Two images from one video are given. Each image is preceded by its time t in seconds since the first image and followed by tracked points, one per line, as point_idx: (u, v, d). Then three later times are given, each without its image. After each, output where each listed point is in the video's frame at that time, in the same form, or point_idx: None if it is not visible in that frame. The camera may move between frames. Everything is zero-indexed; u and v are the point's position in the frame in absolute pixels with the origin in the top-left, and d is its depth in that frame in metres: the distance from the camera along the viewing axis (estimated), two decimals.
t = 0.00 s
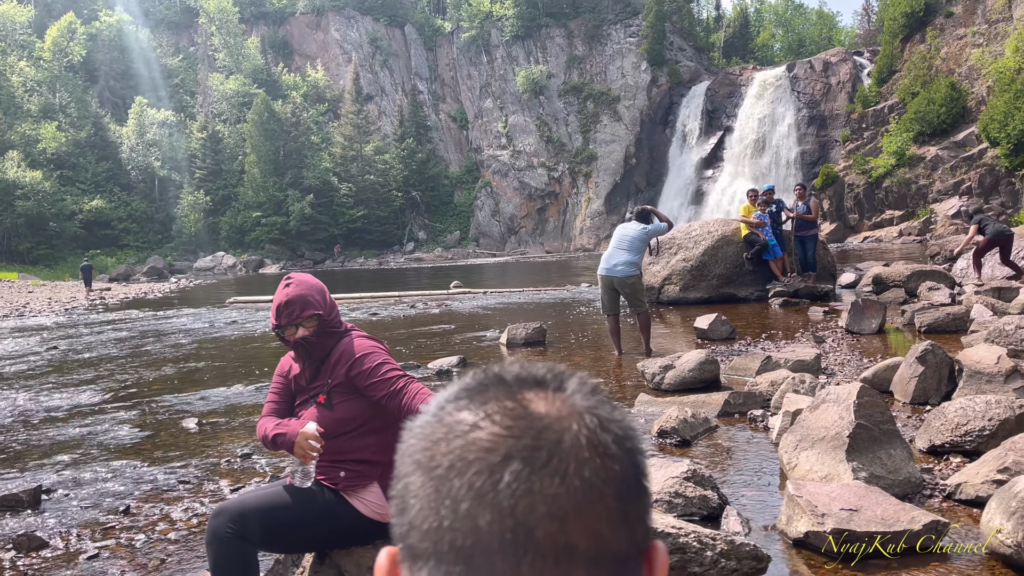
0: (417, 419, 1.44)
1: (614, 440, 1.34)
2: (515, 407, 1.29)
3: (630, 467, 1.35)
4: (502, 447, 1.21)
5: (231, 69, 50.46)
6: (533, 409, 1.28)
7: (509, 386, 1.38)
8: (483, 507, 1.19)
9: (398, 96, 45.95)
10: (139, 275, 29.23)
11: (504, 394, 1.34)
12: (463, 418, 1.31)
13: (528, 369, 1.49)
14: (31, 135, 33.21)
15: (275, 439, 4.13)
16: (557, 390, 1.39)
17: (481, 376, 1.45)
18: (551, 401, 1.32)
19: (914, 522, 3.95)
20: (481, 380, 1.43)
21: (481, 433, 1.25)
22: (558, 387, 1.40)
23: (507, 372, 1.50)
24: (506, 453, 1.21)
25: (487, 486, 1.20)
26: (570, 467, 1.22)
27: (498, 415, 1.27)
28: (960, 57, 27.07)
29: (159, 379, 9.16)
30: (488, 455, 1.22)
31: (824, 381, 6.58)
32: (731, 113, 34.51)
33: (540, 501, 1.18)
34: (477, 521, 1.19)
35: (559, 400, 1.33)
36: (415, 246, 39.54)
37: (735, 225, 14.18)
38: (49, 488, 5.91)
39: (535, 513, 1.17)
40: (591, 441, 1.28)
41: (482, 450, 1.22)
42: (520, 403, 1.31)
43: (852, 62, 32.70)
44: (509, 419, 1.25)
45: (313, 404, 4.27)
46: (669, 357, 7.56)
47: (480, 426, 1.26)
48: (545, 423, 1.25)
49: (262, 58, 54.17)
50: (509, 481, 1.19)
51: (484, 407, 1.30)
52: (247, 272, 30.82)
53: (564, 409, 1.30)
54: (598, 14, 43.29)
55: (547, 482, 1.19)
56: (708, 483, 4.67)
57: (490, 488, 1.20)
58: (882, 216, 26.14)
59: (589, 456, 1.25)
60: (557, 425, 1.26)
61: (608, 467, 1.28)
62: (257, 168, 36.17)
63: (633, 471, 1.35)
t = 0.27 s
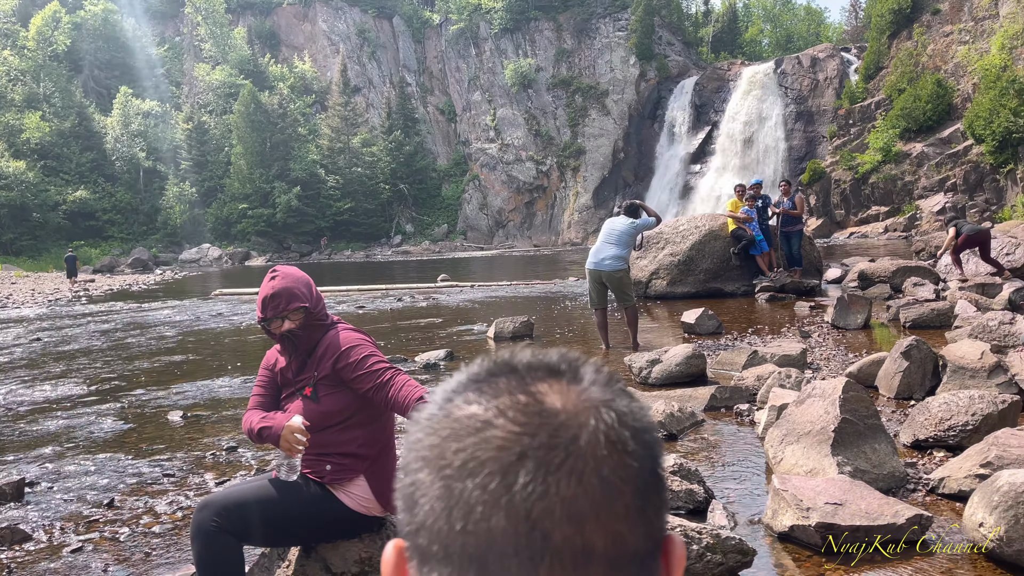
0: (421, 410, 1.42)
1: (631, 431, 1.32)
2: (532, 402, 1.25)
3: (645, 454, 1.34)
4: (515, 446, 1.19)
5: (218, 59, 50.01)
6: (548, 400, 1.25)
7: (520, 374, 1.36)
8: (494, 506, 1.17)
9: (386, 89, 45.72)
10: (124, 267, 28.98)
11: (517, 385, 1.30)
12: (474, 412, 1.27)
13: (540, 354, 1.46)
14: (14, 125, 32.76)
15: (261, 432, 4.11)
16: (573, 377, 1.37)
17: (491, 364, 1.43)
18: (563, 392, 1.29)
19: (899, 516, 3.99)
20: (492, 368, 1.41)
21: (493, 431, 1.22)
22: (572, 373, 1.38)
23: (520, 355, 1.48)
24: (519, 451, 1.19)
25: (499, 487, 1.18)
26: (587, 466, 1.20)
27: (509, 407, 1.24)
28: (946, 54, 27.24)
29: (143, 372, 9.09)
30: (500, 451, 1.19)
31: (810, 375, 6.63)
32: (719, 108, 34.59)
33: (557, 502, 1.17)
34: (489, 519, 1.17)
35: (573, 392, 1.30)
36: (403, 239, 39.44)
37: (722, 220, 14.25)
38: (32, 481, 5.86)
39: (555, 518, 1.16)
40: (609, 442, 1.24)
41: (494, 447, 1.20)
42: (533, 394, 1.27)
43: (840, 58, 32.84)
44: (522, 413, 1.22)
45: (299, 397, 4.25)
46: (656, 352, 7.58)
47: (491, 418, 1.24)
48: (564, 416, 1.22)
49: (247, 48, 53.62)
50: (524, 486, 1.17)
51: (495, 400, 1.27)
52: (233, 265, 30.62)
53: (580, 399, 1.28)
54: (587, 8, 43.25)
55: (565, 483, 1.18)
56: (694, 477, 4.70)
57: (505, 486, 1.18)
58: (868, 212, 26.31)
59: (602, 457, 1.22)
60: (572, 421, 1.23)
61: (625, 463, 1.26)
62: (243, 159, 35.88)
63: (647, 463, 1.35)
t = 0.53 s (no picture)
0: (455, 414, 1.34)
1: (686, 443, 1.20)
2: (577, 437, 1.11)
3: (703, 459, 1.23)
4: (548, 488, 1.09)
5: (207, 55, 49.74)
6: (590, 425, 1.13)
7: (563, 379, 1.22)
8: (527, 551, 1.11)
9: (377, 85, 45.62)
10: (111, 262, 28.79)
11: (559, 402, 1.17)
12: (505, 437, 1.16)
13: (587, 350, 1.31)
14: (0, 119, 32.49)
15: (250, 430, 4.09)
16: (626, 384, 1.23)
17: (531, 362, 1.29)
18: (606, 410, 1.16)
19: (884, 514, 4.04)
20: (532, 369, 1.27)
21: (524, 469, 1.12)
22: (624, 376, 1.24)
23: (567, 345, 1.35)
24: (554, 495, 1.09)
25: (533, 532, 1.10)
26: (631, 504, 1.10)
27: (546, 432, 1.12)
28: (935, 56, 27.41)
29: (130, 368, 9.05)
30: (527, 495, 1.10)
31: (797, 375, 6.67)
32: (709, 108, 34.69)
33: (594, 550, 1.09)
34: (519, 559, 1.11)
35: (621, 412, 1.17)
36: (392, 236, 39.37)
37: (711, 220, 14.29)
38: (18, 478, 5.82)
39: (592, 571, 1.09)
40: (657, 476, 1.13)
41: (524, 489, 1.11)
42: (575, 417, 1.15)
43: (829, 58, 33.00)
44: (555, 444, 1.10)
45: (289, 395, 4.23)
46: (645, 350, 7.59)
47: (519, 448, 1.13)
48: (610, 446, 1.11)
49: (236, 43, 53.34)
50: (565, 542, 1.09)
51: (532, 419, 1.15)
52: (221, 261, 30.49)
53: (623, 419, 1.16)
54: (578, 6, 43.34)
55: (606, 532, 1.09)
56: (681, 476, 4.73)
57: (540, 531, 1.10)
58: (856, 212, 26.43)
59: (649, 495, 1.11)
60: (617, 454, 1.11)
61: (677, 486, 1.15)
62: (232, 155, 35.74)
63: (707, 462, 1.24)
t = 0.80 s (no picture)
0: (532, 426, 1.30)
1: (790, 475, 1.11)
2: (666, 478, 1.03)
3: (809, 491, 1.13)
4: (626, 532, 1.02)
5: (201, 55, 49.64)
6: (678, 459, 1.05)
7: (650, 404, 1.14)
8: None
9: (371, 87, 45.62)
10: (103, 262, 28.68)
11: (647, 429, 1.09)
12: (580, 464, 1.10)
13: (679, 366, 1.21)
14: None
15: (243, 431, 4.06)
16: (728, 413, 1.13)
17: (618, 383, 1.23)
18: (698, 441, 1.07)
19: (876, 517, 4.06)
20: (618, 389, 1.21)
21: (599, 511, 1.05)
22: (728, 403, 1.15)
23: (664, 357, 1.27)
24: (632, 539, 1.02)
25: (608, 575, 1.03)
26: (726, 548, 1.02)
27: (628, 464, 1.04)
28: (927, 61, 27.53)
29: (121, 368, 9.01)
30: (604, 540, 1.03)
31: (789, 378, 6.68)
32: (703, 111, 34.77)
33: None
34: None
35: (718, 444, 1.07)
36: (386, 237, 39.35)
37: (704, 223, 14.32)
38: (8, 479, 5.79)
39: None
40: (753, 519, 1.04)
41: (602, 525, 1.04)
42: (666, 452, 1.06)
43: (822, 63, 33.13)
44: (638, 482, 1.02)
45: (283, 396, 4.22)
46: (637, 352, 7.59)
47: (592, 482, 1.06)
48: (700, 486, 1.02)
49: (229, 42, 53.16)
50: None
51: (612, 447, 1.08)
52: (213, 261, 30.38)
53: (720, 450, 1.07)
54: (572, 9, 43.42)
55: None
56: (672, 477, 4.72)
57: None
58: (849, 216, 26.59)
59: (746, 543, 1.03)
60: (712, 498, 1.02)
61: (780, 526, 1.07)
62: (226, 155, 35.65)
63: (822, 498, 1.15)
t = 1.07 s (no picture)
0: (638, 475, 0.97)
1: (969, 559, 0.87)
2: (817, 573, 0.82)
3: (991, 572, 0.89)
4: None
5: (199, 60, 49.77)
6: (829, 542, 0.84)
7: (793, 470, 0.87)
8: None
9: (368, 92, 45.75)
10: (99, 266, 28.70)
11: (781, 493, 0.85)
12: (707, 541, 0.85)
13: (822, 414, 0.92)
14: None
15: (242, 437, 4.06)
16: (889, 477, 0.87)
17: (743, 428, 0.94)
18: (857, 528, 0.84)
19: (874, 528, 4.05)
20: (742, 435, 0.93)
21: None
22: (893, 473, 0.88)
23: (801, 392, 0.97)
24: None
25: None
26: None
27: (767, 536, 0.83)
28: (923, 68, 27.64)
29: (117, 373, 9.00)
30: None
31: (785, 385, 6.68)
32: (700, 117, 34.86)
33: None
34: None
35: (878, 517, 0.85)
36: (382, 242, 39.43)
37: (701, 229, 14.32)
38: (4, 484, 5.78)
39: None
40: None
41: None
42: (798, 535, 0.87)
43: (818, 69, 33.25)
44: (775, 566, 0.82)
45: (283, 402, 4.23)
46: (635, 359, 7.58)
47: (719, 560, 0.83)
48: None
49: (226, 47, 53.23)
50: None
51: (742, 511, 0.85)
52: (210, 266, 30.39)
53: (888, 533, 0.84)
54: (569, 15, 43.61)
55: None
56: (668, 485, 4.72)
57: None
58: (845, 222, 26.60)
59: None
60: None
61: None
62: (223, 160, 35.70)
63: None
